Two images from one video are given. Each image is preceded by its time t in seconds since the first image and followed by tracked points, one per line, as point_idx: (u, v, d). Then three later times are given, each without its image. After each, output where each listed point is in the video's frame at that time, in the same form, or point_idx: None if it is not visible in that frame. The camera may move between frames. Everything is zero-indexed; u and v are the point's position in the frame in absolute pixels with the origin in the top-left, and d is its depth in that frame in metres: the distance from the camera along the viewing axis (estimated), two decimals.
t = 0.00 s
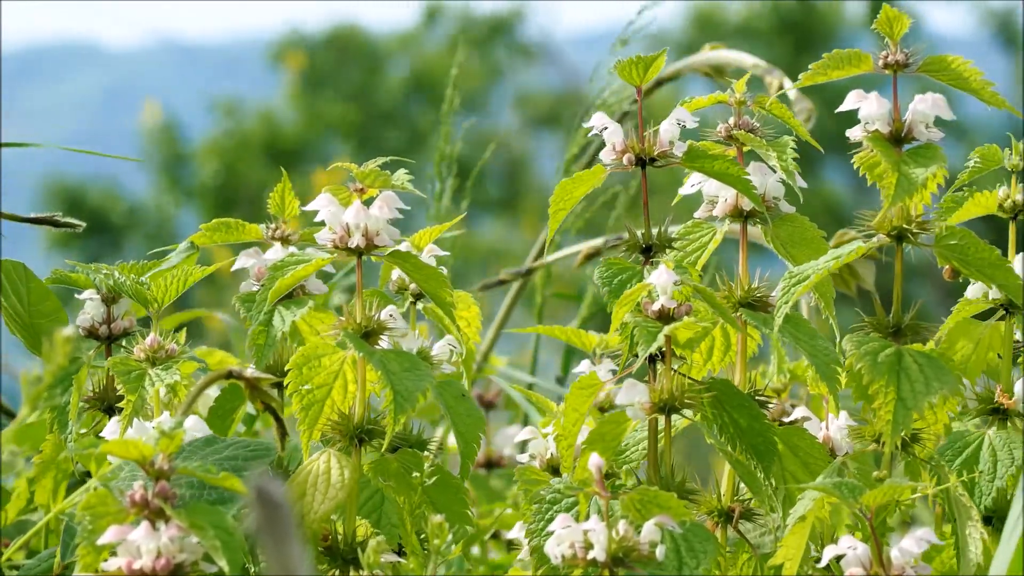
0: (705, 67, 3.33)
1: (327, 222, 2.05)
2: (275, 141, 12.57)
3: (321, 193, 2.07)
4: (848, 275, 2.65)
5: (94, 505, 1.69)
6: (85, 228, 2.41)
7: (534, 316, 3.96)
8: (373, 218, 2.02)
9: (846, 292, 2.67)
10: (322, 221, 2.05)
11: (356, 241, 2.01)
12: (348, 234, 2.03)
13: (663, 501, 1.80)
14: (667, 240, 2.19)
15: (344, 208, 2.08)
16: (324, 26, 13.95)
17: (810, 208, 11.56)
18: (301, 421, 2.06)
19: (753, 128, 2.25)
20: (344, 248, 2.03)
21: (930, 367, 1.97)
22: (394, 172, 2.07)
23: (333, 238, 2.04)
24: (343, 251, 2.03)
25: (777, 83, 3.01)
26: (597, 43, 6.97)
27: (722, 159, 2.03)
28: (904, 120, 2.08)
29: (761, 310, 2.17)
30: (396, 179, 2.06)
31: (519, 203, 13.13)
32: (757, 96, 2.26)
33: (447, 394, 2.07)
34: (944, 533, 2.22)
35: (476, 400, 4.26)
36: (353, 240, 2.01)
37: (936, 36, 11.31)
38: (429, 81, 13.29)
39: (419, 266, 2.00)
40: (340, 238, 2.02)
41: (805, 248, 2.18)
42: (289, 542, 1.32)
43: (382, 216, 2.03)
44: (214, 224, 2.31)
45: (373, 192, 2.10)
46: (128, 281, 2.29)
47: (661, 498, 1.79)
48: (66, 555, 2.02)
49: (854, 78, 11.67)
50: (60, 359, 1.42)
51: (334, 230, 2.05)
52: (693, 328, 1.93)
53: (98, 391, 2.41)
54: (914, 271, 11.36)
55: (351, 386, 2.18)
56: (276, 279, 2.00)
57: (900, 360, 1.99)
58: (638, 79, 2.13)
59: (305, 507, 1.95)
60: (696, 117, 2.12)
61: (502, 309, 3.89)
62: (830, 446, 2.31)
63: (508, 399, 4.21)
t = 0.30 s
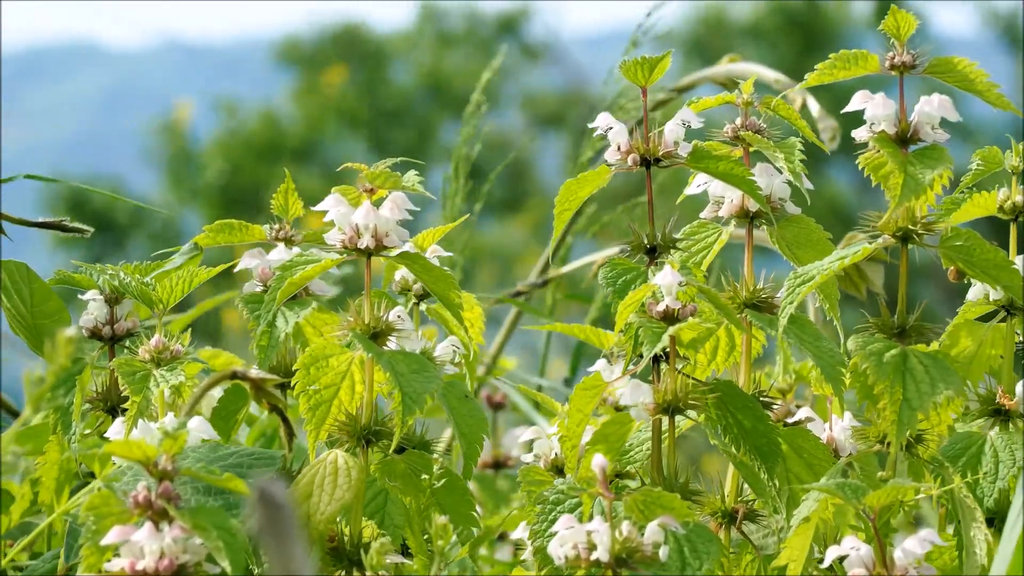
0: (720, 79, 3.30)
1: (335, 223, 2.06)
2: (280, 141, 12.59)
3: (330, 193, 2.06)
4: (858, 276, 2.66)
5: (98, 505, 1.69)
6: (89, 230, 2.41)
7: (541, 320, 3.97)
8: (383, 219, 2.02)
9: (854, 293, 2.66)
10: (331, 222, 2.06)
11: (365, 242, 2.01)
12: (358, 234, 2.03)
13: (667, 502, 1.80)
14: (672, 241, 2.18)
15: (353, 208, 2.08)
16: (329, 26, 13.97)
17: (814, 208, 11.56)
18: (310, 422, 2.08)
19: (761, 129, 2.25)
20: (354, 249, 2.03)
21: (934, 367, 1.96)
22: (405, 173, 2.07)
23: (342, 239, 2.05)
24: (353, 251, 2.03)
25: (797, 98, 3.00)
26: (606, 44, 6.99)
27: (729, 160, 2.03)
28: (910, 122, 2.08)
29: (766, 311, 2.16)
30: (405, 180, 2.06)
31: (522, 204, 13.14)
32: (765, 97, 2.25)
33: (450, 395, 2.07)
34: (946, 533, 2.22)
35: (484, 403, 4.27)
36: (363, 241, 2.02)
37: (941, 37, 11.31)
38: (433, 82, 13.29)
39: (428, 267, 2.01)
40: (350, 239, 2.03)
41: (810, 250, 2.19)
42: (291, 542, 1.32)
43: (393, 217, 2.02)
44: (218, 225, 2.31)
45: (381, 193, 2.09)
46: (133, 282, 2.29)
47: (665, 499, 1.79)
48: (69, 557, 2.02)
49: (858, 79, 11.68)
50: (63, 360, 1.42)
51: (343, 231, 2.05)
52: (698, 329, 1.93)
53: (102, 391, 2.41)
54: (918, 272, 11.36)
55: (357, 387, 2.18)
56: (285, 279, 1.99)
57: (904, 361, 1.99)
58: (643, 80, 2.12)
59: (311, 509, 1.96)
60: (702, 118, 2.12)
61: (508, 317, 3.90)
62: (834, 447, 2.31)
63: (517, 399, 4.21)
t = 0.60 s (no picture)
0: (725, 80, 3.31)
1: (329, 223, 2.05)
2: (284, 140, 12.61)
3: (322, 194, 2.05)
4: (865, 279, 2.67)
5: (99, 505, 1.69)
6: (94, 231, 2.41)
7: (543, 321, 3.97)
8: (376, 219, 2.02)
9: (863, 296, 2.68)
10: (325, 221, 2.05)
11: (359, 242, 2.01)
12: (352, 234, 2.03)
13: (668, 502, 1.80)
14: (677, 241, 2.18)
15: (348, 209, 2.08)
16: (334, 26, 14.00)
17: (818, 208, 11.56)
18: (305, 423, 2.07)
19: (768, 129, 2.25)
20: (347, 249, 2.02)
21: (936, 367, 1.96)
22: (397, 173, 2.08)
23: (336, 239, 2.04)
24: (346, 251, 2.03)
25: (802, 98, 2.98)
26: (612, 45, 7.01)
27: (735, 161, 2.03)
28: (911, 122, 2.08)
29: (772, 312, 2.16)
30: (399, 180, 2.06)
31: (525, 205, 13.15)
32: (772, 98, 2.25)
33: (451, 395, 2.06)
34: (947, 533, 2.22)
35: (485, 403, 4.27)
36: (357, 241, 2.01)
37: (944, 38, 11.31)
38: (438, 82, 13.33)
39: (422, 267, 2.00)
40: (343, 239, 2.02)
41: (815, 250, 2.18)
42: (293, 542, 1.32)
43: (385, 217, 2.02)
44: (221, 224, 2.31)
45: (376, 193, 2.09)
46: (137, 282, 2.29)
47: (666, 499, 1.79)
48: (71, 557, 2.01)
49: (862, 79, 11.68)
50: (65, 360, 1.42)
51: (338, 231, 2.05)
52: (698, 329, 1.93)
53: (105, 391, 2.40)
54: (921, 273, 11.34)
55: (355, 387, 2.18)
56: (280, 279, 1.99)
57: (905, 361, 1.99)
58: (648, 80, 2.12)
59: (310, 508, 1.95)
60: (709, 118, 2.12)
61: (511, 318, 3.90)
62: (835, 447, 2.30)
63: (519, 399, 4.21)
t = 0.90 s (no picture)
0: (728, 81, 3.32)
1: (334, 222, 2.05)
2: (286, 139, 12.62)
3: (328, 192, 2.06)
4: (864, 277, 2.67)
5: (101, 504, 1.69)
6: (93, 228, 2.40)
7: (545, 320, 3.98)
8: (380, 218, 2.02)
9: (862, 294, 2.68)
10: (329, 220, 2.05)
11: (364, 241, 2.01)
12: (356, 234, 2.03)
13: (669, 501, 1.80)
14: (679, 239, 2.18)
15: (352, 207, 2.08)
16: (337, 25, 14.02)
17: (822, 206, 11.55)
18: (309, 420, 2.08)
19: (769, 128, 2.25)
20: (352, 248, 2.03)
21: (938, 366, 1.96)
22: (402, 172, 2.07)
23: (341, 237, 2.04)
24: (351, 250, 2.03)
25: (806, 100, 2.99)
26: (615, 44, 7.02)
27: (736, 160, 2.03)
28: (914, 121, 2.07)
29: (772, 311, 2.16)
30: (404, 179, 2.05)
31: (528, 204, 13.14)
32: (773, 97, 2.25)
33: (454, 394, 2.06)
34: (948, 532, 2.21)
35: (488, 402, 4.27)
36: (361, 240, 2.02)
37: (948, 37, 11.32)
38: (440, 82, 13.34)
39: (427, 266, 2.00)
40: (348, 238, 2.03)
41: (816, 249, 2.17)
42: (294, 541, 1.32)
43: (390, 216, 2.03)
44: (222, 224, 2.30)
45: (380, 191, 2.08)
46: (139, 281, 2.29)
47: (668, 498, 1.79)
48: (73, 556, 2.01)
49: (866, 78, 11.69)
50: (66, 359, 1.42)
51: (342, 229, 2.05)
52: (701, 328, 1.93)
53: (107, 390, 2.41)
54: (924, 272, 11.33)
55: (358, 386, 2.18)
56: (284, 277, 1.99)
57: (908, 360, 1.98)
58: (651, 79, 2.12)
59: (312, 507, 1.96)
60: (709, 116, 2.11)
61: (515, 317, 3.90)
62: (837, 446, 2.30)
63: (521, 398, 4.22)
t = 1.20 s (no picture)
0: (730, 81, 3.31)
1: (339, 221, 2.05)
2: (287, 138, 12.62)
3: (332, 191, 2.05)
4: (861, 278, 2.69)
5: (103, 504, 1.69)
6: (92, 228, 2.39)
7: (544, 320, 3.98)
8: (386, 217, 2.02)
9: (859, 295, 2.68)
10: (334, 219, 2.05)
11: (368, 240, 2.01)
12: (361, 233, 2.03)
13: (671, 501, 1.81)
14: (677, 240, 2.18)
15: (356, 207, 2.08)
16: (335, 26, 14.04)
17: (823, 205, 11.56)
18: (311, 420, 2.07)
19: (764, 127, 2.24)
20: (357, 247, 2.03)
21: (939, 366, 1.96)
22: (407, 171, 2.07)
23: (345, 237, 2.04)
24: (356, 250, 2.03)
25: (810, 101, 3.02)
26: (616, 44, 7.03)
27: (733, 159, 2.02)
28: (915, 120, 2.07)
29: (770, 310, 2.16)
30: (409, 178, 2.05)
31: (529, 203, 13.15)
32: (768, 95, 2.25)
33: (455, 394, 2.07)
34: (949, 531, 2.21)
35: (488, 401, 4.28)
36: (366, 239, 2.02)
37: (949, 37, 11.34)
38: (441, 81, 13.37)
39: (431, 267, 2.00)
40: (352, 237, 2.03)
41: (815, 248, 2.18)
42: (296, 540, 1.31)
43: (395, 215, 2.03)
44: (221, 223, 2.30)
45: (385, 191, 2.09)
46: (138, 281, 2.29)
47: (669, 497, 1.80)
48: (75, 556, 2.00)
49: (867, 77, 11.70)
50: (68, 359, 1.42)
51: (347, 228, 2.05)
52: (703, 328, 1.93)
53: (107, 390, 2.41)
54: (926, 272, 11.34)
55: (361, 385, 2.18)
56: (288, 278, 1.99)
57: (909, 360, 1.99)
58: (647, 79, 2.12)
59: (315, 507, 1.95)
60: (706, 117, 2.11)
61: (513, 318, 3.91)
62: (839, 445, 2.30)
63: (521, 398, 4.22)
